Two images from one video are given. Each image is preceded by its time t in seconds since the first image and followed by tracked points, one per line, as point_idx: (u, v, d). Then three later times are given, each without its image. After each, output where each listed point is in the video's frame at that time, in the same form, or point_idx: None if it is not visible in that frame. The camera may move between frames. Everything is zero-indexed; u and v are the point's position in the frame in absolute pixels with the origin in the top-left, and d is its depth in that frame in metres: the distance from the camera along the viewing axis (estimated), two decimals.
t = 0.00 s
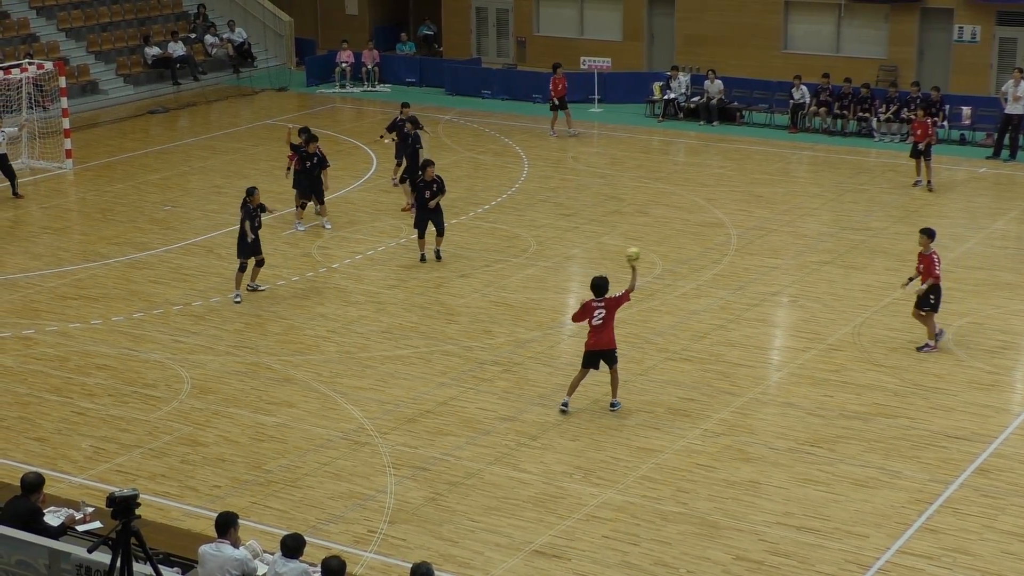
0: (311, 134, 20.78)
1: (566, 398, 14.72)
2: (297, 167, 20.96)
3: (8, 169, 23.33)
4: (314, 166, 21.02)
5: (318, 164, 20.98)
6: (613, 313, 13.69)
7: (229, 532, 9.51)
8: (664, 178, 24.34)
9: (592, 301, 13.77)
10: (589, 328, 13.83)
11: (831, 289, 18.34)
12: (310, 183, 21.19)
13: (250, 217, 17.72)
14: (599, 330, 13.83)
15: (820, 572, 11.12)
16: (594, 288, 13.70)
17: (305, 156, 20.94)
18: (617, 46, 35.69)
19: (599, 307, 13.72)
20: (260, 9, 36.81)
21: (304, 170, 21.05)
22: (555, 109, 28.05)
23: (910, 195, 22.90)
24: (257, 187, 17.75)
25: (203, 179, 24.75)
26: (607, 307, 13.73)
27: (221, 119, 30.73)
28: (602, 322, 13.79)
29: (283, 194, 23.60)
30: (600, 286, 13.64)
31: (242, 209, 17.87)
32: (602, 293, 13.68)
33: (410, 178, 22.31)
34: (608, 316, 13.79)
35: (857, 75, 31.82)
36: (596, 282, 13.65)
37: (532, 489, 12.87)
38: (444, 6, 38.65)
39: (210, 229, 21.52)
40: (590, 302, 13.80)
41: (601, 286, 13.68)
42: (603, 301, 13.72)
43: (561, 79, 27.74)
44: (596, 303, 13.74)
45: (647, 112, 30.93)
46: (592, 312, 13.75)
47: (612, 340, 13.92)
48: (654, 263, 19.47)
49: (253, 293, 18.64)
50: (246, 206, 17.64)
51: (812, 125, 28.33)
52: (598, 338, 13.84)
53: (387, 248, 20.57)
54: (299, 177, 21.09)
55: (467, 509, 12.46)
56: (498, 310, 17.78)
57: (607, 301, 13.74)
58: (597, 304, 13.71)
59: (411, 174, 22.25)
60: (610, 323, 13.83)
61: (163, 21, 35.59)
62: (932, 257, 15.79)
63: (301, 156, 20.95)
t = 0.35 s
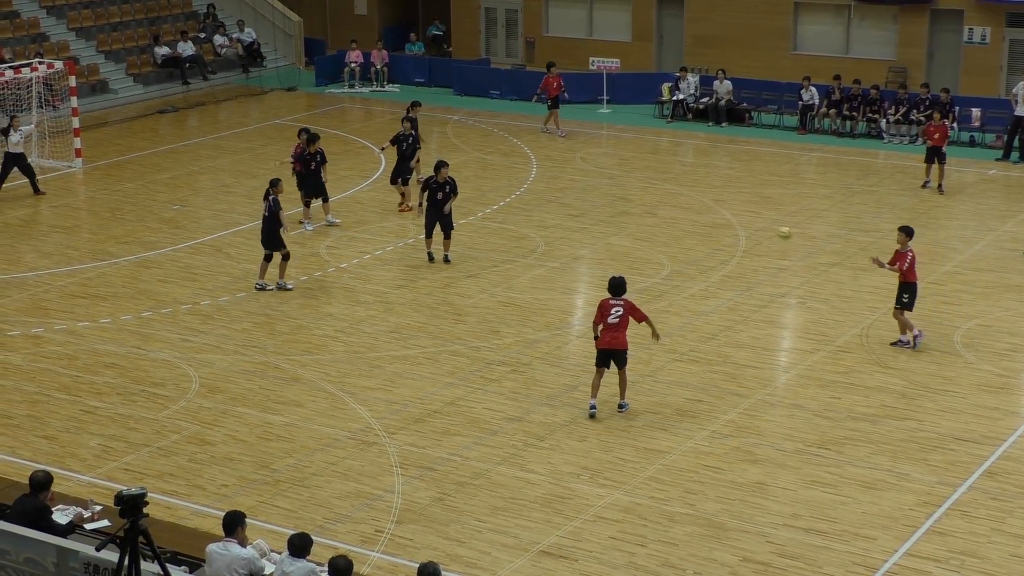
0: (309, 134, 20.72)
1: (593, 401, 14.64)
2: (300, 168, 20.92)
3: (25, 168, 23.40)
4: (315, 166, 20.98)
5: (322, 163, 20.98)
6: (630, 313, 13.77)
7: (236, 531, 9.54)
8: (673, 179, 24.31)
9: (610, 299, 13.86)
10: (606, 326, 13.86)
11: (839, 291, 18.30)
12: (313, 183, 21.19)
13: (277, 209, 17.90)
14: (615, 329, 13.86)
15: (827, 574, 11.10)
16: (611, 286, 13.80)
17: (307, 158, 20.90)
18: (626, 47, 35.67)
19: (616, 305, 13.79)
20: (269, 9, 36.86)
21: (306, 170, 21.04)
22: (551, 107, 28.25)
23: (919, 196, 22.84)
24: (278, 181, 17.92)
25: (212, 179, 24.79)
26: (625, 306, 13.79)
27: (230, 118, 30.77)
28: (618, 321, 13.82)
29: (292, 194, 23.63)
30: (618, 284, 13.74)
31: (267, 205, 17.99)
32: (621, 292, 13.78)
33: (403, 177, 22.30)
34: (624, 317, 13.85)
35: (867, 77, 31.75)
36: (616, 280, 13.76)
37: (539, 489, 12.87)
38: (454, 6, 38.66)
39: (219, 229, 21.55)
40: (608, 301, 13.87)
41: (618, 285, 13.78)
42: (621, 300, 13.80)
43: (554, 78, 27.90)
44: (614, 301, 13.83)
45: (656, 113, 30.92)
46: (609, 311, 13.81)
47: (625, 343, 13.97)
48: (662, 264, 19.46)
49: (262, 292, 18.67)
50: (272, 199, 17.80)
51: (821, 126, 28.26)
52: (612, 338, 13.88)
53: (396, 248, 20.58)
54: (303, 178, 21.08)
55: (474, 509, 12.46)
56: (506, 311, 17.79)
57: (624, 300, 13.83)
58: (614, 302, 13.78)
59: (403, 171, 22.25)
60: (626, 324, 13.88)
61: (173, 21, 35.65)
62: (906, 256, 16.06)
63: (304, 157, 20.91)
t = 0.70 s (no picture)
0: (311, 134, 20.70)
1: (599, 410, 14.33)
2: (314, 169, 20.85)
3: (58, 161, 23.62)
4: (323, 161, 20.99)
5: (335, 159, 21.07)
6: (626, 323, 13.61)
7: (244, 530, 9.55)
8: (681, 180, 24.29)
9: (607, 308, 13.69)
10: (604, 336, 13.75)
11: (848, 292, 18.27)
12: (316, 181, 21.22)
13: (309, 203, 18.19)
14: (614, 339, 13.75)
15: None
16: (609, 295, 13.60)
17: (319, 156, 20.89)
18: (635, 47, 35.64)
19: (613, 316, 13.64)
20: (278, 9, 36.88)
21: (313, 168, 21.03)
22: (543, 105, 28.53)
23: (928, 197, 22.79)
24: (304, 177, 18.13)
25: (221, 178, 24.81)
26: (623, 316, 13.64)
27: (238, 118, 30.78)
28: (617, 331, 13.70)
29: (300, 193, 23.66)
30: (614, 294, 13.52)
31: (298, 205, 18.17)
32: (616, 301, 13.58)
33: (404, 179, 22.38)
34: (622, 326, 13.69)
35: (876, 78, 31.70)
36: (612, 290, 13.55)
37: (546, 490, 12.87)
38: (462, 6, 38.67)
39: (228, 228, 21.57)
40: (606, 308, 13.71)
41: (616, 294, 13.56)
42: (619, 309, 13.63)
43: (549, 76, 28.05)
44: (611, 310, 13.67)
45: (665, 113, 30.89)
46: (607, 320, 13.67)
47: (625, 350, 13.88)
48: (670, 265, 19.44)
49: (270, 291, 18.69)
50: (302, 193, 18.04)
51: (829, 127, 28.28)
52: (611, 347, 13.81)
53: (404, 248, 20.57)
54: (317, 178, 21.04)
55: (481, 509, 12.46)
56: (514, 311, 17.78)
57: (622, 308, 13.66)
58: (611, 312, 13.62)
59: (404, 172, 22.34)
60: (624, 332, 13.75)
61: (182, 20, 35.68)
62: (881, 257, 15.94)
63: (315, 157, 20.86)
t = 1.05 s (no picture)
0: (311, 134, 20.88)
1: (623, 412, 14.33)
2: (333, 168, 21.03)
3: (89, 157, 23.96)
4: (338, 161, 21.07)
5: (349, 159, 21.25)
6: (617, 328, 13.48)
7: (254, 530, 9.55)
8: (692, 180, 24.26)
9: (597, 314, 13.59)
10: (596, 342, 13.63)
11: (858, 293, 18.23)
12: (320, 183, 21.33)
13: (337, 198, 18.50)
14: (606, 346, 13.63)
15: None
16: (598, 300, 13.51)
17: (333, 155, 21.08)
18: (645, 47, 35.63)
19: (604, 321, 13.53)
20: (289, 9, 36.93)
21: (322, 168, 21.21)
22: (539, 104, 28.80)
23: (940, 199, 22.73)
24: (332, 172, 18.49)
25: (230, 178, 24.85)
26: (613, 320, 13.51)
27: (249, 118, 30.83)
28: (608, 336, 13.58)
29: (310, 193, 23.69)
30: (604, 298, 13.41)
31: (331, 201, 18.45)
32: (606, 306, 13.48)
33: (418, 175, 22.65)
34: (613, 331, 13.56)
35: (887, 78, 31.63)
36: (600, 294, 13.47)
37: (556, 490, 12.86)
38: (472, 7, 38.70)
39: (238, 228, 21.61)
40: (597, 314, 13.62)
41: (605, 299, 13.44)
42: (609, 313, 13.52)
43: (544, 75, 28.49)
44: (601, 315, 13.57)
45: (675, 113, 30.86)
46: (597, 326, 13.57)
47: (618, 357, 13.72)
48: (681, 265, 19.43)
49: (280, 290, 18.71)
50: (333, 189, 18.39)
51: (840, 128, 28.25)
52: (603, 354, 13.66)
53: (413, 249, 20.57)
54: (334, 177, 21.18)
55: (491, 509, 12.46)
56: (524, 311, 17.77)
57: (612, 313, 13.54)
58: (600, 317, 13.52)
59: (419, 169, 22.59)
60: (615, 338, 13.61)
61: (193, 20, 35.75)
62: (866, 246, 16.37)
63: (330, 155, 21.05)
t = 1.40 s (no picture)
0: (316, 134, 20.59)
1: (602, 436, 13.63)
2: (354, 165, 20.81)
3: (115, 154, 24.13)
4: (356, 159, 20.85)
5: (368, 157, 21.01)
6: (619, 342, 12.89)
7: (266, 535, 9.27)
8: (712, 181, 23.96)
9: (601, 325, 13.00)
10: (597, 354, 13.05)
11: (882, 297, 17.89)
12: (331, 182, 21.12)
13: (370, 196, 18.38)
14: (606, 358, 13.04)
15: None
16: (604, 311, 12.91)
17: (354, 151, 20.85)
18: (665, 47, 35.36)
19: (607, 333, 12.94)
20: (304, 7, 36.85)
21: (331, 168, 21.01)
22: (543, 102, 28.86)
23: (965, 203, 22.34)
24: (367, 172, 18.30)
25: (243, 178, 24.66)
26: (617, 333, 12.93)
27: (262, 117, 30.66)
28: (610, 349, 12.99)
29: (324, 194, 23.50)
30: (610, 311, 12.80)
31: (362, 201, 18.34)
32: (612, 318, 12.88)
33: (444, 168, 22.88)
34: (616, 345, 12.97)
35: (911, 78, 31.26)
36: (606, 305, 12.86)
37: (573, 496, 12.56)
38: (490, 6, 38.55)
39: (251, 228, 21.42)
40: (601, 324, 13.02)
41: (611, 311, 12.83)
42: (613, 326, 12.92)
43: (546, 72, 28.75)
44: (605, 327, 12.98)
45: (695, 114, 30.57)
46: (600, 337, 12.99)
47: (618, 374, 13.12)
48: (701, 268, 19.12)
49: (293, 292, 18.47)
50: (365, 184, 18.29)
51: (864, 128, 27.92)
52: (602, 369, 13.07)
53: (427, 251, 20.28)
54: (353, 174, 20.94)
55: (506, 516, 12.16)
56: (541, 314, 17.49)
57: (617, 327, 12.94)
58: (605, 329, 12.93)
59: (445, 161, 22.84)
60: (618, 353, 13.02)
61: (206, 18, 35.66)
62: (901, 231, 16.44)
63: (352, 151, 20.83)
